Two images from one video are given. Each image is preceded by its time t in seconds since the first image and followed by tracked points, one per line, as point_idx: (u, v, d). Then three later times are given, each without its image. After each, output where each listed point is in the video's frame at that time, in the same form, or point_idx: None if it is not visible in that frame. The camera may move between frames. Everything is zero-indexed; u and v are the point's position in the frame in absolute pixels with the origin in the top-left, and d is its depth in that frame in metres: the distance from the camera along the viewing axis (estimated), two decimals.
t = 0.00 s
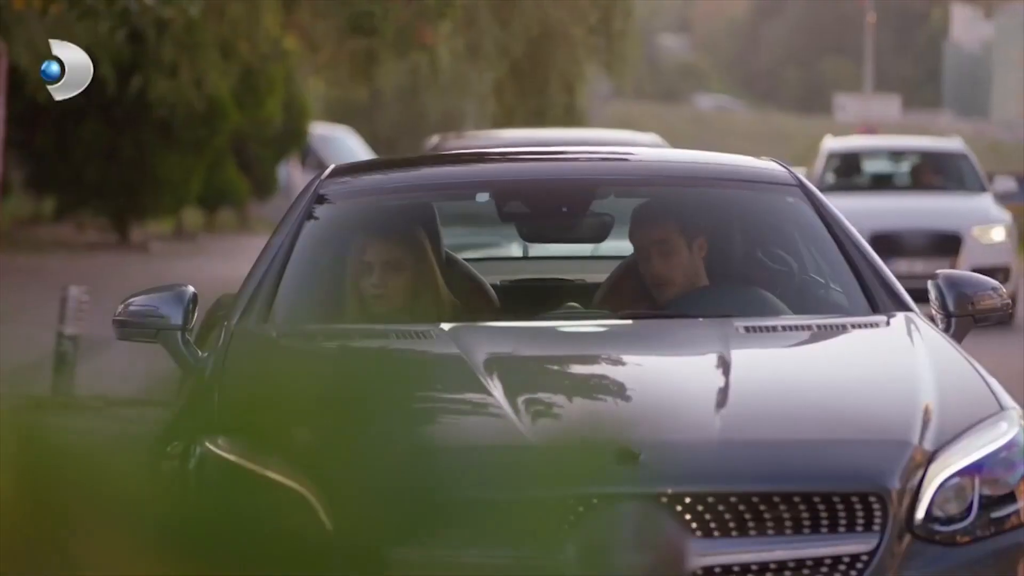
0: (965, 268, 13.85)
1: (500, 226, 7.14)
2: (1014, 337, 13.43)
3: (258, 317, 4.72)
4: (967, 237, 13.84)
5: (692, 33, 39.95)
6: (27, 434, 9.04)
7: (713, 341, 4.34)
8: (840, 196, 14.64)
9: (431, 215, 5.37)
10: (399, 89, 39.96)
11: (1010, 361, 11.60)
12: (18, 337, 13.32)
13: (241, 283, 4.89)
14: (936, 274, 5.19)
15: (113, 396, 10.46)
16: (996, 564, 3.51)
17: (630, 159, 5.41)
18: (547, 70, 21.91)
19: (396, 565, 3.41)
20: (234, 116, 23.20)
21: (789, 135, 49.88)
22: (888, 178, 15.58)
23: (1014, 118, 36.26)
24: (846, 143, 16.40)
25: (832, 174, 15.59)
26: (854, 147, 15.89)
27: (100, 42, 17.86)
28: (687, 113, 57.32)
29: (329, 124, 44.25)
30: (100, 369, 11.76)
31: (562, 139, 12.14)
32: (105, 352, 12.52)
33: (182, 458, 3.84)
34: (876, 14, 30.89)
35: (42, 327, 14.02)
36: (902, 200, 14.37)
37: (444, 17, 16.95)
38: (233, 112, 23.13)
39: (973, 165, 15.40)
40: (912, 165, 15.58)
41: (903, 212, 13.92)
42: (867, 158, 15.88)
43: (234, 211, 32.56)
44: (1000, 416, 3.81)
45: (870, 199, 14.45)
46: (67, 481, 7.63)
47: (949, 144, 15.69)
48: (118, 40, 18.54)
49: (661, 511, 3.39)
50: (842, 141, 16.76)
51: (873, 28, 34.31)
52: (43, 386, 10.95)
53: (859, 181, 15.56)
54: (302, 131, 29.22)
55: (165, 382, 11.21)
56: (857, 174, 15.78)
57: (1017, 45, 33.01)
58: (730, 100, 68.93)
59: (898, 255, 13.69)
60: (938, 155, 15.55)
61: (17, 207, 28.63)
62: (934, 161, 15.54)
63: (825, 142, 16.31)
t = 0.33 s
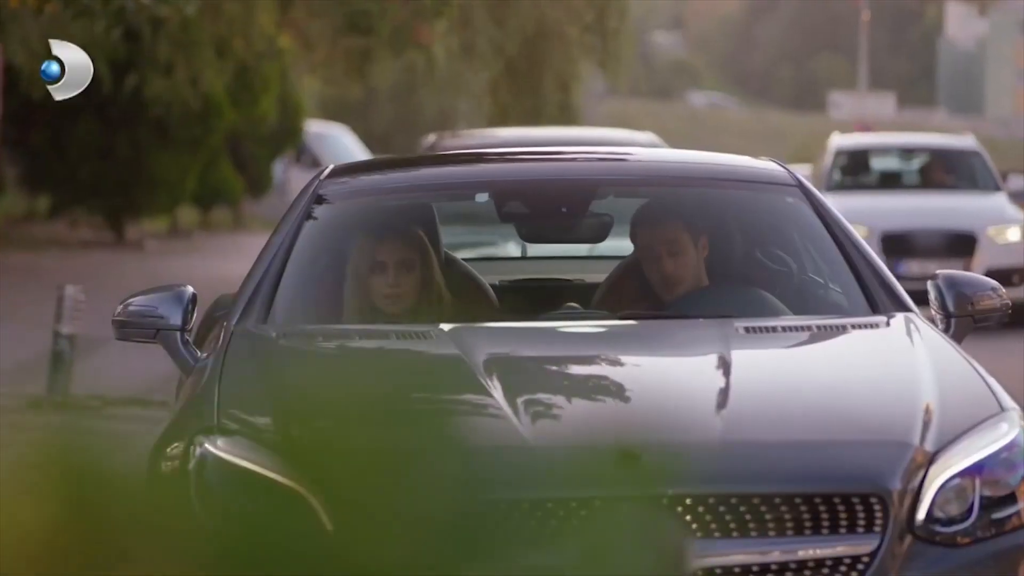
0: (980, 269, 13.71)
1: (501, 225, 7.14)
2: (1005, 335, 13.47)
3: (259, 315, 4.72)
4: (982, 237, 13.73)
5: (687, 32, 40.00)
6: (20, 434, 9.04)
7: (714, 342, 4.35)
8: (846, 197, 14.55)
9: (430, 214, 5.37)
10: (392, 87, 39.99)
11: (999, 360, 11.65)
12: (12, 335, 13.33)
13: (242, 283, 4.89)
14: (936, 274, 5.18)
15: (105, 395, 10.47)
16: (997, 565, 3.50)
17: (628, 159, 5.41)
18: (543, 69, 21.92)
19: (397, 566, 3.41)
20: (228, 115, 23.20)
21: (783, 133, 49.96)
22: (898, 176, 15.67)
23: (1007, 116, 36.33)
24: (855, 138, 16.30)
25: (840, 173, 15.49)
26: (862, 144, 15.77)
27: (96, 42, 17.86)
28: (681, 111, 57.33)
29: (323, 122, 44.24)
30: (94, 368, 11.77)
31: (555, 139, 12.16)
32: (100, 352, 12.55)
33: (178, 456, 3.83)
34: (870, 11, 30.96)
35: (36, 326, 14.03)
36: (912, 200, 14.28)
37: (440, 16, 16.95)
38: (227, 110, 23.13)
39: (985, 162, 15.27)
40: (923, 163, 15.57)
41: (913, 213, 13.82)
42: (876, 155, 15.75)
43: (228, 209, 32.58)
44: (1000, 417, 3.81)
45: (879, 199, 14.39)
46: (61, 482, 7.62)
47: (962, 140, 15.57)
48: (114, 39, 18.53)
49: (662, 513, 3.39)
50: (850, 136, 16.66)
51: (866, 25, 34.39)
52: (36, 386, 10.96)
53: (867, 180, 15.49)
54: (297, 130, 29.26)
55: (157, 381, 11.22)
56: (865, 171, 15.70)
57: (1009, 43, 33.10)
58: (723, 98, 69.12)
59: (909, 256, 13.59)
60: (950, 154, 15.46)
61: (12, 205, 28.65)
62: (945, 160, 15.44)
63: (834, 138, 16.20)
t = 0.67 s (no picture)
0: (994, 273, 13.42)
1: (495, 225, 7.13)
2: (995, 335, 13.50)
3: (256, 317, 4.70)
4: (995, 239, 13.46)
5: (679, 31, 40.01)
6: (12, 436, 9.03)
7: (712, 345, 4.34)
8: (853, 199, 14.49)
9: (425, 216, 5.36)
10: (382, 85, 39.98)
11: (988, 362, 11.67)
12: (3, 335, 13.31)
13: (237, 285, 4.88)
14: (931, 276, 5.18)
15: (95, 396, 10.45)
16: (994, 568, 3.50)
17: (622, 161, 5.40)
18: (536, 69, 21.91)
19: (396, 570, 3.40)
20: (219, 114, 23.18)
21: (775, 133, 50.04)
22: (905, 176, 15.51)
23: (998, 116, 36.38)
24: (863, 137, 16.24)
25: (846, 174, 15.42)
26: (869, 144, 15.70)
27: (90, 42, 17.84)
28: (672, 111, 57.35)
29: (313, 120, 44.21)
30: (84, 368, 11.76)
31: (545, 139, 12.15)
32: (92, 351, 12.54)
33: (174, 458, 3.82)
34: (862, 12, 30.96)
35: (28, 326, 14.02)
36: (921, 201, 14.22)
37: (434, 16, 16.94)
38: (219, 110, 23.12)
39: (995, 163, 15.15)
40: (932, 163, 15.46)
41: (922, 216, 13.71)
42: (882, 155, 15.66)
43: (219, 208, 32.54)
44: (998, 420, 3.81)
45: (888, 202, 14.22)
46: (53, 485, 7.62)
47: (973, 142, 15.46)
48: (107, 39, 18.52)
49: (657, 517, 3.39)
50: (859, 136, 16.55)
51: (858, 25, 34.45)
52: (26, 386, 10.94)
53: (874, 180, 15.43)
54: (290, 129, 29.26)
55: (147, 381, 11.21)
56: (872, 171, 15.63)
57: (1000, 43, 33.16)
58: (715, 98, 69.23)
59: (917, 261, 13.51)
60: (959, 154, 15.34)
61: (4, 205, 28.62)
62: (954, 160, 15.33)
63: (840, 137, 16.13)
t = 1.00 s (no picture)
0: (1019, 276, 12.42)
1: (495, 226, 7.13)
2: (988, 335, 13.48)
3: (256, 318, 4.70)
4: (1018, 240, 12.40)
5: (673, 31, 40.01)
6: (10, 436, 9.03)
7: (714, 345, 4.34)
8: (866, 199, 13.70)
9: (425, 216, 5.36)
10: (377, 84, 39.99)
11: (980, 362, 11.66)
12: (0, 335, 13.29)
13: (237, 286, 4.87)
14: (931, 277, 5.18)
15: (92, 396, 10.45)
16: (995, 569, 3.50)
17: (621, 162, 5.40)
18: (531, 67, 21.88)
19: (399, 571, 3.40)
20: (214, 113, 23.18)
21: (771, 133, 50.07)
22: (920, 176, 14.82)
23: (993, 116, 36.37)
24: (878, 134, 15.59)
25: (860, 173, 14.81)
26: (883, 140, 15.06)
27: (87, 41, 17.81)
28: (666, 112, 57.40)
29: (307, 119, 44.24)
30: (80, 368, 11.75)
31: (540, 140, 12.12)
32: (89, 351, 12.54)
33: (175, 459, 3.82)
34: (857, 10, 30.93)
35: (25, 326, 14.00)
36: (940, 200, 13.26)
37: (431, 16, 16.90)
38: (214, 109, 23.10)
39: (1015, 162, 14.45)
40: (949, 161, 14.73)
41: (939, 216, 12.74)
42: (897, 152, 14.97)
43: (214, 207, 32.54)
44: (1000, 422, 3.80)
45: (905, 201, 13.32)
46: (51, 485, 7.63)
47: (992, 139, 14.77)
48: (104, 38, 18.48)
49: (659, 518, 3.39)
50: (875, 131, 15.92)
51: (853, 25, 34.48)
52: (24, 386, 10.94)
53: (888, 180, 14.78)
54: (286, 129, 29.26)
55: (142, 381, 11.21)
56: (886, 170, 14.99)
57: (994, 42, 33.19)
58: (711, 98, 69.31)
59: (937, 262, 12.54)
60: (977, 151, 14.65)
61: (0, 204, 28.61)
62: (972, 158, 14.63)
63: (853, 133, 15.50)
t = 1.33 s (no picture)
0: None
1: (493, 224, 7.12)
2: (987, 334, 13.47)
3: (259, 318, 4.69)
4: None
5: (670, 30, 40.06)
6: (9, 436, 9.02)
7: (716, 345, 4.34)
8: (880, 199, 13.54)
9: (427, 216, 5.35)
10: (374, 83, 40.01)
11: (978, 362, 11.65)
12: None
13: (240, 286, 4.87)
14: (934, 278, 5.17)
15: (91, 395, 10.46)
16: (997, 569, 3.50)
17: (622, 161, 5.40)
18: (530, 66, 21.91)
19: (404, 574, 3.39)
20: (212, 111, 23.18)
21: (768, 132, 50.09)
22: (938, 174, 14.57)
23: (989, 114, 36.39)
24: (893, 130, 15.34)
25: (875, 172, 14.57)
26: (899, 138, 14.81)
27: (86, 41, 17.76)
28: (662, 111, 57.51)
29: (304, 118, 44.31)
30: (79, 367, 11.75)
31: (538, 139, 12.13)
32: (89, 351, 12.56)
33: (180, 460, 3.82)
34: (854, 10, 30.95)
35: (23, 326, 13.98)
36: (956, 201, 13.16)
37: (429, 14, 16.88)
38: (212, 107, 23.11)
39: None
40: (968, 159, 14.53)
41: (959, 217, 12.61)
42: (913, 150, 14.69)
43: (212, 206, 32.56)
44: (1004, 422, 3.80)
45: (919, 201, 13.25)
46: (51, 486, 7.63)
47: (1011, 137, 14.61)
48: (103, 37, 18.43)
49: (663, 517, 3.39)
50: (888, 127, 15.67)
51: (849, 23, 34.51)
52: (23, 384, 10.94)
53: (904, 179, 14.51)
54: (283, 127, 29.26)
55: (140, 381, 11.21)
56: (902, 168, 14.71)
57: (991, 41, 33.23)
58: (707, 95, 69.40)
59: (954, 266, 12.44)
60: (997, 150, 14.48)
61: None
62: (992, 157, 14.44)
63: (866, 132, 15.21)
